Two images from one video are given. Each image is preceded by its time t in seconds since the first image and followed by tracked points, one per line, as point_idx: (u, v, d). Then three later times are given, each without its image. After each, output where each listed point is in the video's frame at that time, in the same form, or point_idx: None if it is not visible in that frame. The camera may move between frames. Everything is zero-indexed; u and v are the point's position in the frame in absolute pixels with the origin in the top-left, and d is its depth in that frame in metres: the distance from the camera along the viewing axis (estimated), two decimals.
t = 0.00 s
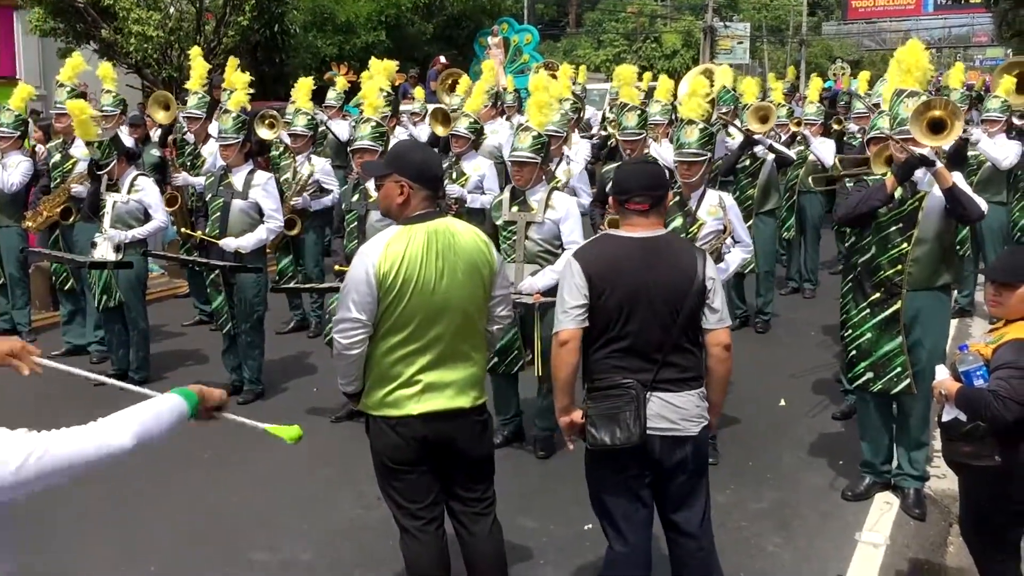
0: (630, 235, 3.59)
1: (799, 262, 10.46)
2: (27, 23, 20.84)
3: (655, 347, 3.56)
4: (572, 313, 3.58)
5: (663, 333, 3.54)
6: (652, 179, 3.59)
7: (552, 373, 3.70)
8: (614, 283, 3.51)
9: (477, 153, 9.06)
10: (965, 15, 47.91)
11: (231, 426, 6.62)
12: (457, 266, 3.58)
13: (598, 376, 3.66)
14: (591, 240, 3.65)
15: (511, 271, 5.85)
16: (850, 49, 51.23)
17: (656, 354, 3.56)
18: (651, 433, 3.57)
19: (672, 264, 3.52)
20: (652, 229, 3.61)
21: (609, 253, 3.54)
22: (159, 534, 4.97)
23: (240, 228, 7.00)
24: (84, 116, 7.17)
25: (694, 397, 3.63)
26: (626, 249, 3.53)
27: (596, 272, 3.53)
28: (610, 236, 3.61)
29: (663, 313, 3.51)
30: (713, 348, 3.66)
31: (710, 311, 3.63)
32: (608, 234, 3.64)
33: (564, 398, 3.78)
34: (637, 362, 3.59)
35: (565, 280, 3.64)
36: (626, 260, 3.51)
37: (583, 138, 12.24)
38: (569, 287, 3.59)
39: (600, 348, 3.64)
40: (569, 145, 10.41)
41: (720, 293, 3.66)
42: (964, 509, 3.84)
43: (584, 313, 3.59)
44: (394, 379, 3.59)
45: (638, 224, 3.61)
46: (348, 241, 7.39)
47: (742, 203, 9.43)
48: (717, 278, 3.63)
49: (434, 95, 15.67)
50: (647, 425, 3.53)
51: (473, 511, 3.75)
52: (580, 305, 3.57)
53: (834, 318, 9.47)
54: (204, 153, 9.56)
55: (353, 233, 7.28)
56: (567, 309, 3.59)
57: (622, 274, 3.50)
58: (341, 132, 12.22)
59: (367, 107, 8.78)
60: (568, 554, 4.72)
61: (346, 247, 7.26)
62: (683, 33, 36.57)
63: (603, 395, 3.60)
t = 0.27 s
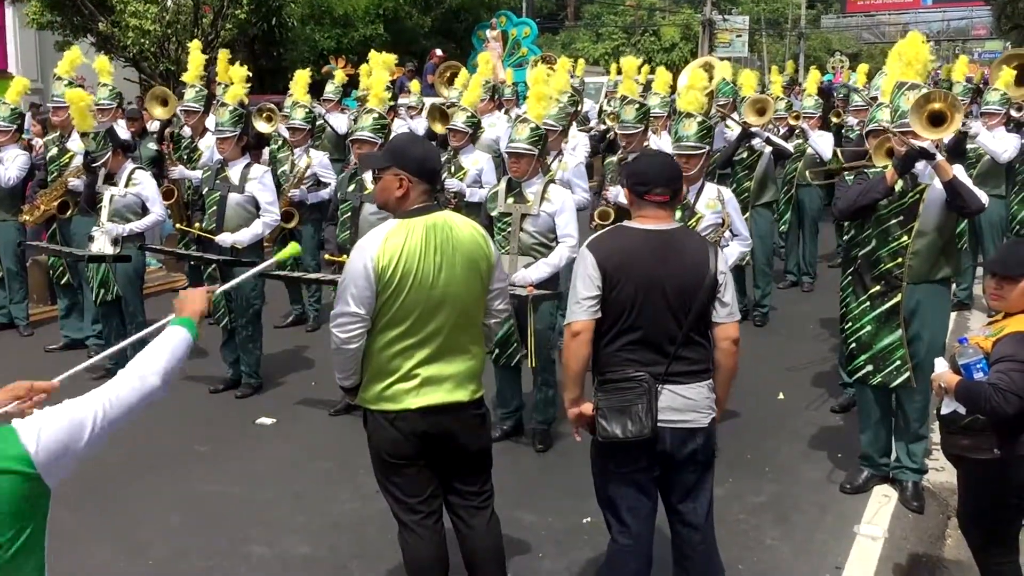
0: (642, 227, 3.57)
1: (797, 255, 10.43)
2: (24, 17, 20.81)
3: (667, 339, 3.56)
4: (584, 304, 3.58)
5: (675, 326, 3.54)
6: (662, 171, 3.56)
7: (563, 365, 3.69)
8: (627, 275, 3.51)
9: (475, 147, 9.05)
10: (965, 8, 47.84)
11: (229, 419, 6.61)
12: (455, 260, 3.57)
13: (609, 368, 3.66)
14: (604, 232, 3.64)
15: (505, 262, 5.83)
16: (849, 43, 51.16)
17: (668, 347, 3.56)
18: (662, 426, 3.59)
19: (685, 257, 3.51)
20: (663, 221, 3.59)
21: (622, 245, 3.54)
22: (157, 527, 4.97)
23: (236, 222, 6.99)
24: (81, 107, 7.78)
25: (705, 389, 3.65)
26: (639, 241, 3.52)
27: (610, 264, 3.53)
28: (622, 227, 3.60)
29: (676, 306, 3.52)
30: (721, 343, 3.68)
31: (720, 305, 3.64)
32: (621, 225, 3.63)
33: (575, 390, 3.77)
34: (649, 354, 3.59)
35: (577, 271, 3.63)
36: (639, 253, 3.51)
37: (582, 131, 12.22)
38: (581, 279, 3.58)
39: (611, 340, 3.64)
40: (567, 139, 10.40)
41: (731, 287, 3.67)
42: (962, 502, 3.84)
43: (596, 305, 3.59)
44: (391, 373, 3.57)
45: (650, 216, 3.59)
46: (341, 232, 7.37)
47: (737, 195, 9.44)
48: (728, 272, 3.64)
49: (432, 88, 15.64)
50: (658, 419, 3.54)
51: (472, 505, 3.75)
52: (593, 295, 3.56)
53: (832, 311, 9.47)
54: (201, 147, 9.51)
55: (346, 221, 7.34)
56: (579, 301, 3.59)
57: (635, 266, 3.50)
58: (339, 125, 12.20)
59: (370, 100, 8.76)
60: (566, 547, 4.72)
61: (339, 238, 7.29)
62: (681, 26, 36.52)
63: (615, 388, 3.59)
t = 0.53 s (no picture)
0: (657, 221, 3.55)
1: (799, 249, 10.36)
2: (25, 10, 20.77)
3: (680, 333, 3.56)
4: (598, 298, 3.56)
5: (689, 320, 3.55)
6: (681, 163, 3.59)
7: (574, 359, 3.66)
8: (643, 269, 3.49)
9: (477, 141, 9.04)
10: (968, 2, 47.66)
11: (231, 413, 6.61)
12: (458, 254, 3.56)
13: (620, 362, 3.65)
14: (617, 225, 3.61)
15: (504, 257, 5.82)
16: (852, 37, 51.00)
17: (681, 341, 3.57)
18: (674, 420, 3.59)
19: (698, 251, 3.51)
20: (677, 214, 3.59)
21: (637, 239, 3.52)
22: (159, 521, 4.97)
23: (237, 216, 6.98)
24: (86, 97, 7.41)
25: (715, 382, 3.66)
26: (653, 235, 3.51)
27: (625, 258, 3.51)
28: (635, 221, 3.58)
29: (689, 301, 3.52)
30: (732, 338, 3.68)
31: (731, 300, 3.64)
32: (636, 218, 3.61)
33: (585, 384, 3.75)
34: (662, 348, 3.59)
35: (590, 264, 3.61)
36: (655, 247, 3.49)
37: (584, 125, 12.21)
38: (596, 272, 3.56)
39: (624, 334, 3.62)
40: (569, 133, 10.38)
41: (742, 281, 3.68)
42: (967, 497, 3.83)
43: (610, 299, 3.57)
44: (394, 367, 3.57)
45: (665, 210, 3.58)
46: (339, 226, 7.41)
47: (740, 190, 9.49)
48: (739, 267, 3.65)
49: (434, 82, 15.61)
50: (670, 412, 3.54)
51: (474, 499, 3.74)
52: (608, 290, 3.54)
53: (834, 306, 9.45)
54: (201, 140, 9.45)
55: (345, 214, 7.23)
56: (593, 295, 3.56)
57: (651, 261, 3.49)
58: (340, 120, 12.18)
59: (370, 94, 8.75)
60: (568, 542, 4.71)
61: (334, 230, 7.34)
62: (684, 20, 36.42)
63: (627, 382, 3.58)
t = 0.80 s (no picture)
0: (671, 218, 3.56)
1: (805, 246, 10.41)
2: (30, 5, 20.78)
3: (691, 329, 3.58)
4: (611, 295, 3.55)
5: (699, 317, 3.56)
6: (693, 159, 3.61)
7: (584, 355, 3.66)
8: (655, 266, 3.50)
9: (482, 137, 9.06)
10: None
11: (237, 409, 6.62)
12: (464, 251, 3.56)
13: (630, 358, 3.65)
14: (629, 221, 3.61)
15: (512, 253, 5.82)
16: (857, 33, 50.89)
17: (691, 339, 3.58)
18: (683, 416, 3.60)
19: (711, 248, 3.53)
20: (689, 211, 3.61)
21: (652, 235, 3.52)
22: (165, 516, 4.98)
23: (244, 212, 6.97)
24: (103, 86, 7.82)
25: (725, 378, 3.67)
26: (666, 231, 3.52)
27: (638, 255, 3.51)
28: (646, 218, 3.59)
29: (701, 297, 3.53)
30: (742, 334, 3.70)
31: (741, 296, 3.65)
32: (649, 215, 3.62)
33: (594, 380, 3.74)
34: (672, 345, 3.60)
35: (601, 261, 3.60)
36: (670, 243, 3.50)
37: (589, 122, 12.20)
38: (609, 269, 3.55)
39: (634, 330, 3.62)
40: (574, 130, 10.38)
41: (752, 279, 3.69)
42: (973, 494, 3.83)
43: (622, 295, 3.56)
44: (400, 363, 3.57)
45: (679, 206, 3.61)
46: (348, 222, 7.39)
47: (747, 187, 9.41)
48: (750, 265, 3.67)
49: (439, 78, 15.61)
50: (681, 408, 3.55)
51: (480, 495, 3.75)
52: (620, 286, 3.53)
53: (839, 303, 9.44)
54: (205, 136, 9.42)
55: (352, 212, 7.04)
56: (606, 291, 3.56)
57: (664, 257, 3.49)
58: (345, 116, 12.19)
59: (369, 88, 8.75)
60: (574, 538, 4.72)
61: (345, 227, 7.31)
62: (689, 17, 36.38)
63: (637, 378, 3.58)
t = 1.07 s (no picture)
0: (678, 218, 3.56)
1: (810, 248, 10.40)
2: (35, 6, 20.85)
3: (699, 331, 3.57)
4: (619, 296, 3.54)
5: (707, 318, 3.55)
6: (700, 159, 3.60)
7: (591, 357, 3.65)
8: (663, 267, 3.49)
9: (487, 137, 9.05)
10: None
11: (241, 409, 6.62)
12: (470, 252, 3.55)
13: (637, 360, 3.64)
14: (637, 222, 3.60)
15: (523, 254, 5.82)
16: (862, 34, 50.81)
17: (699, 340, 3.58)
18: (690, 418, 3.58)
19: (719, 249, 3.52)
20: (696, 212, 3.60)
21: (659, 236, 3.51)
22: (170, 515, 4.98)
23: (249, 212, 6.97)
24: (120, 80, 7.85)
25: (731, 378, 3.67)
26: (674, 232, 3.51)
27: (646, 256, 3.50)
28: (653, 219, 3.58)
29: (709, 299, 3.52)
30: (748, 335, 3.68)
31: (748, 297, 3.64)
32: (657, 216, 3.61)
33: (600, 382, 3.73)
34: (680, 346, 3.59)
35: (609, 262, 3.60)
36: (678, 244, 3.49)
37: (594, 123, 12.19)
38: (617, 270, 3.54)
39: (642, 331, 3.62)
40: (580, 130, 10.37)
41: (759, 279, 3.68)
42: (979, 496, 3.81)
43: (630, 297, 3.55)
44: (405, 364, 3.57)
45: (687, 206, 3.59)
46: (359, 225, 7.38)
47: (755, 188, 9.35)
48: (756, 267, 3.66)
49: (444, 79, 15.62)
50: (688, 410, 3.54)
51: (484, 496, 3.74)
52: (628, 287, 3.53)
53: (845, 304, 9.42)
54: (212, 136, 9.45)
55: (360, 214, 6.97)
56: (613, 293, 3.54)
57: (672, 259, 3.49)
58: (350, 117, 12.19)
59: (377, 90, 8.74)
60: (578, 539, 4.71)
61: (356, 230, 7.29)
62: (694, 17, 36.38)
63: (645, 380, 3.58)
